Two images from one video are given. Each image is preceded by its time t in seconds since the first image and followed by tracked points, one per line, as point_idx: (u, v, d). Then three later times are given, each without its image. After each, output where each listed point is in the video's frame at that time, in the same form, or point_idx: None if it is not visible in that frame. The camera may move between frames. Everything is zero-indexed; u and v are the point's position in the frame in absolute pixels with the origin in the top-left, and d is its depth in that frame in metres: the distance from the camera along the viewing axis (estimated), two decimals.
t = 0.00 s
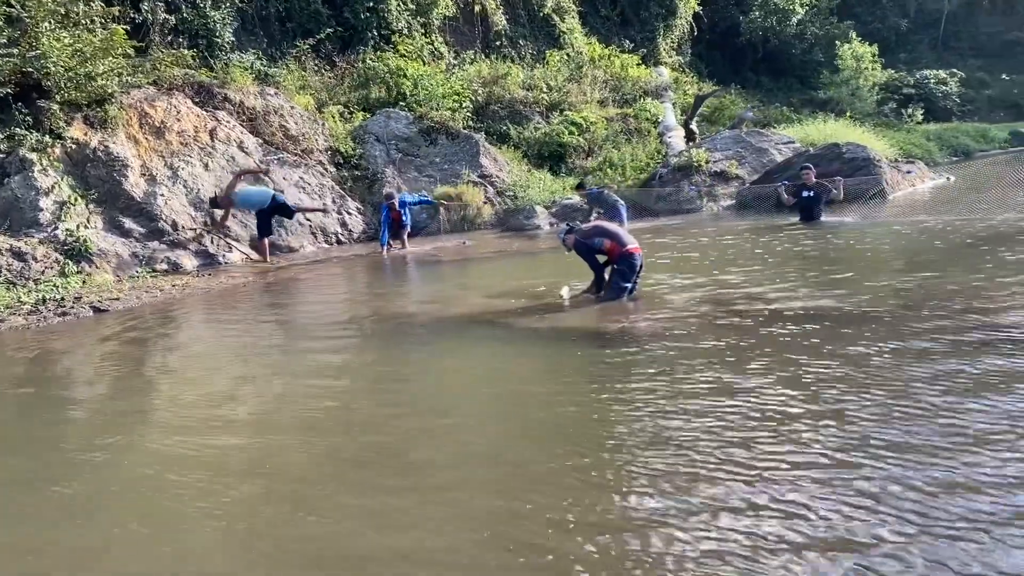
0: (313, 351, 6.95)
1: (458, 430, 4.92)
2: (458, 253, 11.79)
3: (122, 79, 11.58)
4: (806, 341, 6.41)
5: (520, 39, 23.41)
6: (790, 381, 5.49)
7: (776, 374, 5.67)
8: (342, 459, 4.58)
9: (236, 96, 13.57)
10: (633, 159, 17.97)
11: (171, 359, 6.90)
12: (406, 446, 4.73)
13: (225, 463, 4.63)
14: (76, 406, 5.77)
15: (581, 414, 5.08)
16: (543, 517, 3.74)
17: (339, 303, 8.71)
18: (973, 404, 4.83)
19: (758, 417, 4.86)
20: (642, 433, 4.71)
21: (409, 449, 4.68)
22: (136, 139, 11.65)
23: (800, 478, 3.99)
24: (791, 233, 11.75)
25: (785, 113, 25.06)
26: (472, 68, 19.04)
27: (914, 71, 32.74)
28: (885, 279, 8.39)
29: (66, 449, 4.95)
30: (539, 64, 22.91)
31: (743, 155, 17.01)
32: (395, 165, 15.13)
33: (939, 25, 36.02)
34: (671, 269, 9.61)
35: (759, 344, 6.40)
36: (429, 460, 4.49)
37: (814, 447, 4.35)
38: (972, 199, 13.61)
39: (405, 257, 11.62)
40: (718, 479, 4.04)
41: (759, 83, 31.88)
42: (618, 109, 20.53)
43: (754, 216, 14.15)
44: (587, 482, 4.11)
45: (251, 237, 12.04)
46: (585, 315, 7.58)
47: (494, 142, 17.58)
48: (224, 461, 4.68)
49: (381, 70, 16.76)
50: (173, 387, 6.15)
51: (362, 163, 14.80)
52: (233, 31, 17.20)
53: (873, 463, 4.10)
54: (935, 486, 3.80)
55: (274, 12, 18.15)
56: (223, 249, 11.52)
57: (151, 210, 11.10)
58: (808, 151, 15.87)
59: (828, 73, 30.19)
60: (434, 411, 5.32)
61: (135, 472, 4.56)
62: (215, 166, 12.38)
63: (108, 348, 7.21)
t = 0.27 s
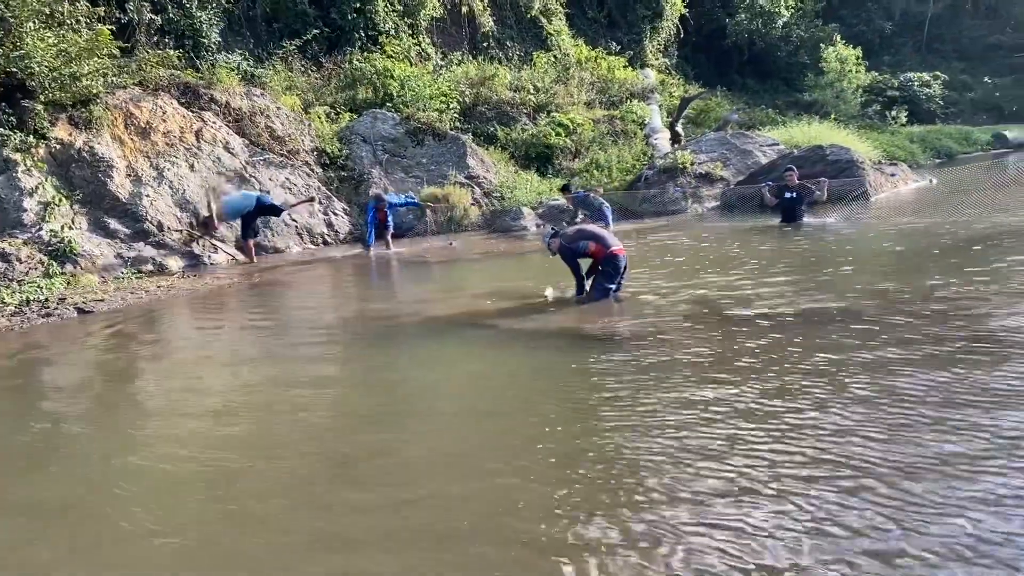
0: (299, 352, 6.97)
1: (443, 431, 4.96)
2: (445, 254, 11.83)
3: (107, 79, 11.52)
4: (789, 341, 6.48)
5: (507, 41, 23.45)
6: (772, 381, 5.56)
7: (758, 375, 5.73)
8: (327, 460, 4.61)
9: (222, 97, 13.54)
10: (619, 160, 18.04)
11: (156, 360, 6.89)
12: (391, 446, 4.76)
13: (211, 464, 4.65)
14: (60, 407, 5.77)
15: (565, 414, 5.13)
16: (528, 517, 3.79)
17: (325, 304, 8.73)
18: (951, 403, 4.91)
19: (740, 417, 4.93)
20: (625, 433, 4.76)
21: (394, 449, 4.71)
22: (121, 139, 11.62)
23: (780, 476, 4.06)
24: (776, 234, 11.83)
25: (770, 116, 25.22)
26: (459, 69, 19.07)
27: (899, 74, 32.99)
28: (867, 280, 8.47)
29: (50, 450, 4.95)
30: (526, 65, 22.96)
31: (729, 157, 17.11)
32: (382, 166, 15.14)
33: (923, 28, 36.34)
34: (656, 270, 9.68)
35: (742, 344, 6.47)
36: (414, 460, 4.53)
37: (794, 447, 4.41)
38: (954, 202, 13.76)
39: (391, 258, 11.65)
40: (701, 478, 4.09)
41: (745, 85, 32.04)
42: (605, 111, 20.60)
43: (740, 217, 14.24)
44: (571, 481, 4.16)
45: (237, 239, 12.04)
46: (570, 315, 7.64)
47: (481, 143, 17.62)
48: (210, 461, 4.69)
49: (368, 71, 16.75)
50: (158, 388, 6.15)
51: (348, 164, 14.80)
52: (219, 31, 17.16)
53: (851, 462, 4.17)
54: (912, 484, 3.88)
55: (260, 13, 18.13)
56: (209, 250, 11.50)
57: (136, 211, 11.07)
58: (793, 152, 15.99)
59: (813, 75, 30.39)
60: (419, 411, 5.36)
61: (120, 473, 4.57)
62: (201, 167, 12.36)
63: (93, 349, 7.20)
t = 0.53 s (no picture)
0: (288, 355, 6.96)
1: (433, 433, 4.98)
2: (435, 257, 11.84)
3: (95, 81, 11.47)
4: (777, 344, 6.52)
5: (497, 44, 23.47)
6: (760, 383, 5.60)
7: (746, 377, 5.76)
8: (317, 463, 4.61)
9: (211, 99, 13.50)
10: (609, 164, 18.09)
11: (144, 363, 6.88)
12: (381, 449, 4.77)
13: (200, 467, 4.64)
14: (48, 410, 5.74)
15: (554, 417, 5.15)
16: (520, 519, 3.80)
17: (314, 307, 8.72)
18: (936, 404, 4.95)
19: (730, 419, 4.95)
20: (614, 436, 4.79)
21: (384, 452, 4.72)
22: (109, 141, 11.57)
23: (767, 478, 4.09)
24: (764, 237, 11.90)
25: (759, 119, 25.34)
26: (449, 72, 19.08)
27: (886, 78, 33.20)
28: (854, 283, 8.53)
29: (38, 453, 4.94)
30: (516, 68, 22.99)
31: (718, 161, 17.18)
32: (371, 169, 15.13)
33: (910, 33, 36.60)
34: (645, 273, 9.72)
35: (731, 347, 6.51)
36: (404, 463, 4.54)
37: (781, 448, 4.45)
38: (941, 205, 13.85)
39: (381, 260, 11.65)
40: (691, 480, 4.11)
41: (734, 88, 32.17)
42: (595, 114, 20.64)
43: (729, 220, 14.28)
44: (560, 483, 4.18)
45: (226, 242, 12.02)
46: (560, 318, 7.66)
47: (471, 146, 17.62)
48: (199, 464, 4.69)
49: (358, 74, 16.73)
50: (147, 392, 6.13)
51: (338, 167, 14.78)
52: (208, 33, 17.12)
53: (838, 464, 4.20)
54: (898, 484, 3.91)
55: (250, 15, 18.09)
56: (197, 252, 11.49)
57: (125, 213, 11.03)
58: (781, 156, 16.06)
59: (802, 79, 30.55)
60: (409, 413, 5.37)
61: (108, 476, 4.56)
62: (190, 169, 12.32)
63: (80, 352, 7.17)
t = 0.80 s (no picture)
0: (283, 357, 6.95)
1: (430, 435, 4.98)
2: (430, 259, 11.84)
3: (89, 82, 11.44)
4: (773, 347, 6.52)
5: (491, 46, 23.48)
6: (756, 386, 5.60)
7: (742, 379, 5.78)
8: (314, 464, 4.61)
9: (205, 100, 13.48)
10: (603, 166, 18.11)
11: (139, 365, 6.86)
12: (378, 451, 4.77)
13: (196, 469, 4.64)
14: (42, 412, 5.73)
15: (551, 419, 5.16)
16: (516, 523, 3.79)
17: (310, 309, 8.71)
18: (931, 406, 4.98)
19: (726, 421, 4.97)
20: (610, 438, 4.80)
21: (380, 454, 4.72)
22: (103, 142, 11.54)
23: (764, 480, 4.11)
24: (758, 240, 11.92)
25: (753, 122, 25.40)
26: (443, 74, 19.08)
27: (878, 81, 33.33)
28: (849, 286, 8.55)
29: (33, 455, 4.92)
30: (510, 70, 23.00)
31: (712, 163, 17.21)
32: (365, 170, 15.12)
33: (903, 37, 36.75)
34: (640, 275, 9.73)
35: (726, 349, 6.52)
36: (400, 464, 4.55)
37: (777, 451, 4.46)
38: (935, 208, 13.90)
39: (376, 262, 11.64)
40: (689, 482, 4.13)
41: (728, 91, 32.24)
42: (589, 117, 20.67)
43: (723, 223, 14.30)
44: (557, 485, 4.19)
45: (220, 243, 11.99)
46: (556, 320, 7.67)
47: (465, 148, 17.62)
48: (195, 466, 4.68)
49: (352, 75, 16.72)
50: (142, 393, 6.12)
51: (332, 168, 14.76)
52: (202, 34, 17.09)
53: (834, 465, 4.22)
54: (894, 486, 3.93)
55: (243, 16, 18.06)
56: (191, 254, 11.46)
57: (119, 214, 11.00)
58: (775, 159, 16.11)
59: (795, 82, 30.64)
60: (406, 415, 5.37)
61: (104, 478, 4.55)
62: (184, 171, 12.30)
63: (74, 354, 7.15)
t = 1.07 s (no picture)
0: (287, 358, 6.98)
1: (435, 436, 5.01)
2: (431, 261, 11.85)
3: (92, 83, 11.46)
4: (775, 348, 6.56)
5: (491, 49, 23.53)
6: (759, 388, 5.63)
7: (745, 381, 5.80)
8: (320, 465, 4.64)
9: (207, 103, 13.51)
10: (603, 169, 18.15)
11: (144, 366, 6.88)
12: (385, 452, 4.80)
13: (203, 469, 4.66)
14: (48, 412, 5.74)
15: (555, 420, 5.19)
16: (523, 525, 3.81)
17: (313, 310, 8.74)
18: (933, 409, 5.01)
19: (730, 423, 5.01)
20: (615, 439, 4.83)
21: (385, 454, 4.75)
22: (105, 144, 11.56)
23: (768, 481, 4.14)
24: (759, 243, 11.97)
25: (752, 125, 25.46)
26: (443, 77, 19.13)
27: (877, 85, 33.42)
28: (850, 288, 8.59)
29: (40, 455, 4.94)
30: (510, 73, 23.05)
31: (712, 166, 17.26)
32: (367, 173, 15.15)
33: (901, 41, 36.88)
34: (642, 278, 9.75)
35: (728, 351, 6.55)
36: (408, 465, 4.57)
37: (780, 452, 4.49)
38: (934, 212, 13.94)
39: (377, 264, 11.65)
40: (694, 483, 4.16)
41: (727, 94, 32.30)
42: (589, 120, 20.71)
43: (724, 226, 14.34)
44: (563, 486, 4.22)
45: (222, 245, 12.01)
46: (558, 322, 7.70)
47: (466, 150, 17.65)
48: (202, 466, 4.70)
49: (353, 78, 16.76)
50: (148, 394, 6.14)
51: (333, 170, 14.79)
52: (203, 37, 17.12)
53: (837, 467, 4.25)
54: (897, 488, 3.96)
55: (245, 18, 18.09)
56: (193, 256, 11.48)
57: (121, 216, 11.02)
58: (775, 162, 16.15)
59: (794, 86, 30.72)
60: (409, 417, 5.40)
61: (112, 478, 4.57)
62: (185, 173, 12.32)
63: (78, 355, 7.16)
